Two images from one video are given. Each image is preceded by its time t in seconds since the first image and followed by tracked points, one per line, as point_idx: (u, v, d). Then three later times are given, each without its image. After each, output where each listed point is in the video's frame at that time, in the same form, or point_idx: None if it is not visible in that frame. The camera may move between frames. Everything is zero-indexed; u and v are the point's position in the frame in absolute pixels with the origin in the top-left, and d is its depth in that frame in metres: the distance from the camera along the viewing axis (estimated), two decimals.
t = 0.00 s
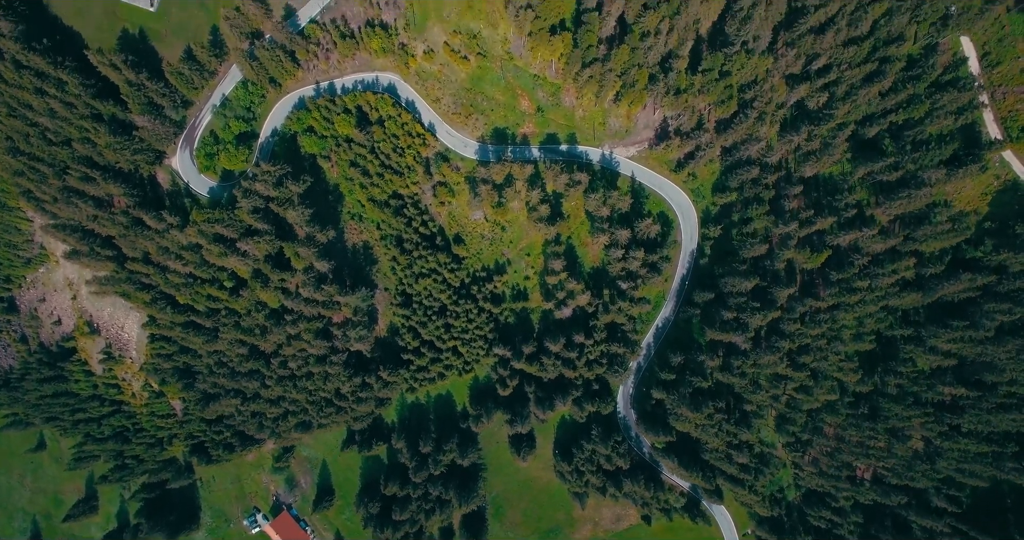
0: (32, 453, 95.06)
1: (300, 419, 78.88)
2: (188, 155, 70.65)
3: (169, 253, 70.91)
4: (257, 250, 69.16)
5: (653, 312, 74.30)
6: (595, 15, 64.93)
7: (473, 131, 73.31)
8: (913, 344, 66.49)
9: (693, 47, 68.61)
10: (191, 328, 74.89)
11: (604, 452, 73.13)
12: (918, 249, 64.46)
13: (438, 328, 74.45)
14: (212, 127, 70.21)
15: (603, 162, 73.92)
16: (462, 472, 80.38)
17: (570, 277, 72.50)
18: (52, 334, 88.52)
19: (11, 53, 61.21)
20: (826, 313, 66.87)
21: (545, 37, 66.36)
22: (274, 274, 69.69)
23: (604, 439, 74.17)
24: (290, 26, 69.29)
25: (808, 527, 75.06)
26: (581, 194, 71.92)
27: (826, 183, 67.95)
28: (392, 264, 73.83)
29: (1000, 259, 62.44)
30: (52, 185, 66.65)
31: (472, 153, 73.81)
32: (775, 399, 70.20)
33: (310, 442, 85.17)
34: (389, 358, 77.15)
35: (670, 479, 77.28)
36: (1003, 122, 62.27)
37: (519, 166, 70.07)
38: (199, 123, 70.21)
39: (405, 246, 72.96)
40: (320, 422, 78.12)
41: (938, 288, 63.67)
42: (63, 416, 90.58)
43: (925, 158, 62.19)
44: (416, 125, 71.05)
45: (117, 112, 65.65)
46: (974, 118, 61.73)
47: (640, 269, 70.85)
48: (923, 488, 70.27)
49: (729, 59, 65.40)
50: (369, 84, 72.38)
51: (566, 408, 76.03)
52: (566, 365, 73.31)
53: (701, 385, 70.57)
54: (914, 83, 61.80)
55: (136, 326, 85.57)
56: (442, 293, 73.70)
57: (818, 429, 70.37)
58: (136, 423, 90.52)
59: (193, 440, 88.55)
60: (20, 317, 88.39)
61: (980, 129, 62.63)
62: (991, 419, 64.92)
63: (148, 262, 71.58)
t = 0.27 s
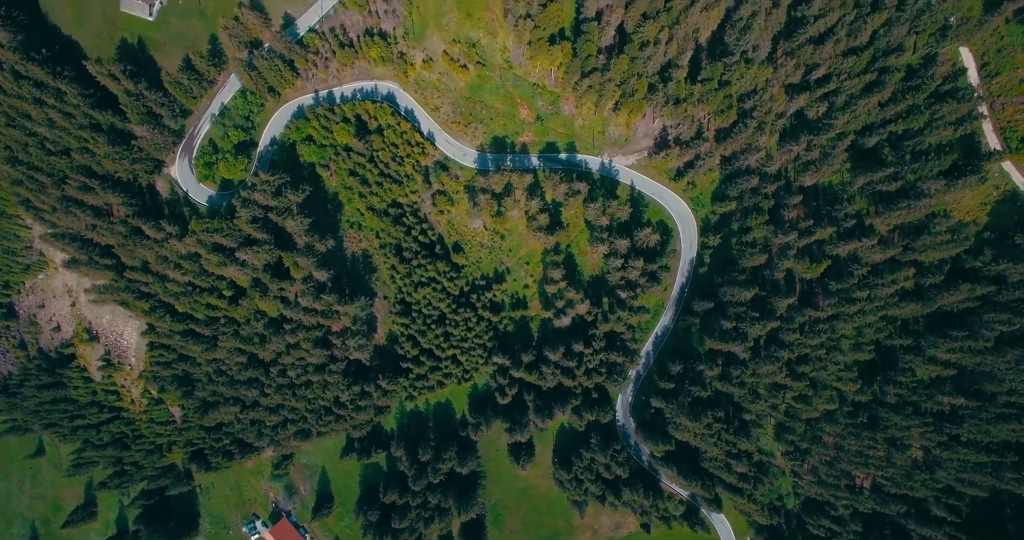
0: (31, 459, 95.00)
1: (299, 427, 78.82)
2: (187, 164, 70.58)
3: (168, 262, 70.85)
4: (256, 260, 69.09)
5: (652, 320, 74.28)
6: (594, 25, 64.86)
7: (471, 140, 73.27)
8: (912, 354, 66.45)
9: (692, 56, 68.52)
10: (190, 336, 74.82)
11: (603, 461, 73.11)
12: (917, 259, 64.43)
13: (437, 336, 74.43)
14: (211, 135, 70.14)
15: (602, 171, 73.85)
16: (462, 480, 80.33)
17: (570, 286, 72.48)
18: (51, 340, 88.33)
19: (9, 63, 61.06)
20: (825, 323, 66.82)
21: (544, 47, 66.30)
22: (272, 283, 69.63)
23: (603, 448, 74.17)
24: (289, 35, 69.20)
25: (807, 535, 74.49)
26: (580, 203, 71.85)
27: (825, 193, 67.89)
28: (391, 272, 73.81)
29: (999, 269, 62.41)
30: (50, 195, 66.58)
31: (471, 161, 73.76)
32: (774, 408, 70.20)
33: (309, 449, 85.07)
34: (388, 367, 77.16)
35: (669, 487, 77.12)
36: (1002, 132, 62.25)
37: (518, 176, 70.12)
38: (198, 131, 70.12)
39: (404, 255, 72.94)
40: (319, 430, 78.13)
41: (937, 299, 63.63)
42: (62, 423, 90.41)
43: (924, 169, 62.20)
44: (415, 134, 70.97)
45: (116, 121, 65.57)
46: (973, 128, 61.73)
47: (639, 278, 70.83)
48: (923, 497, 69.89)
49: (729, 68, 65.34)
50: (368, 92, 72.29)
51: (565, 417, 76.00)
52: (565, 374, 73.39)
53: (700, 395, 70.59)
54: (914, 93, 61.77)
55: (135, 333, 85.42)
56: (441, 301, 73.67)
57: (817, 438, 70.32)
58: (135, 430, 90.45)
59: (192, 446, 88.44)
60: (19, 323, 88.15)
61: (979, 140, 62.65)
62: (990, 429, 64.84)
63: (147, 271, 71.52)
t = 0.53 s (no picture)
0: (31, 464, 94.97)
1: (298, 434, 78.74)
2: (186, 172, 70.53)
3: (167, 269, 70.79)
4: (255, 268, 69.03)
5: (652, 327, 74.33)
6: (594, 33, 64.80)
7: (471, 147, 73.21)
8: (912, 362, 66.42)
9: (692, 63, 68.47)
10: (190, 343, 74.79)
11: (602, 469, 73.07)
12: (916, 267, 64.39)
13: (437, 344, 74.41)
14: (210, 143, 70.10)
15: (602, 178, 73.80)
16: (462, 487, 80.28)
17: (569, 294, 72.45)
18: (51, 345, 88.12)
19: (9, 72, 60.98)
20: (825, 331, 66.78)
21: (544, 55, 66.26)
22: (272, 291, 69.60)
23: (603, 455, 74.14)
24: (288, 43, 69.13)
25: None
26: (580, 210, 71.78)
27: (825, 201, 67.85)
28: (391, 279, 73.82)
29: (999, 278, 62.38)
30: (50, 203, 66.51)
31: (471, 169, 73.71)
32: (774, 416, 70.19)
33: (309, 456, 85.01)
34: (388, 374, 77.17)
35: (669, 493, 76.93)
36: (1002, 141, 62.22)
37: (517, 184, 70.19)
38: (197, 139, 70.06)
39: (404, 262, 72.91)
40: (319, 437, 78.11)
41: (937, 307, 63.56)
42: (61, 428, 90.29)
43: (924, 177, 62.19)
44: (414, 141, 70.95)
45: (115, 130, 65.46)
46: (973, 137, 61.72)
47: (639, 286, 70.81)
48: (923, 505, 69.57)
49: (729, 77, 65.29)
50: (368, 100, 72.25)
51: (565, 424, 75.98)
52: (565, 382, 73.43)
53: (700, 403, 70.55)
54: (913, 102, 61.76)
55: (135, 339, 85.29)
56: (441, 309, 73.64)
57: (817, 446, 70.23)
58: (135, 435, 90.38)
59: (191, 452, 88.37)
60: (18, 328, 87.91)
61: (979, 149, 62.61)
62: (990, 437, 64.74)
63: (147, 278, 71.47)
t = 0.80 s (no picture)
0: (30, 469, 94.94)
1: (298, 442, 78.68)
2: (185, 181, 70.49)
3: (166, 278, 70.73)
4: (254, 277, 68.97)
5: (652, 336, 74.30)
6: (593, 42, 64.72)
7: (470, 156, 73.14)
8: (912, 372, 66.39)
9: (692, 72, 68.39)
10: (189, 351, 74.74)
11: (602, 477, 73.02)
12: (916, 277, 64.34)
13: (437, 352, 74.39)
14: (210, 152, 70.02)
15: (601, 186, 73.71)
16: (461, 495, 80.21)
17: (569, 303, 72.42)
18: (51, 351, 87.96)
19: (8, 82, 60.96)
20: (824, 341, 66.73)
21: (543, 64, 66.18)
22: (271, 300, 69.56)
23: (602, 464, 74.11)
24: (288, 51, 69.06)
25: None
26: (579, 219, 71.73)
27: (825, 210, 67.79)
28: (390, 288, 73.74)
29: (999, 288, 62.33)
30: (49, 212, 66.47)
31: (470, 177, 73.65)
32: (773, 425, 70.17)
33: (308, 463, 84.88)
34: (387, 382, 77.19)
35: (668, 502, 76.79)
36: (1002, 151, 62.20)
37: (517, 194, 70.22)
38: (196, 148, 70.00)
39: (403, 271, 72.86)
40: (319, 445, 78.11)
41: (937, 317, 63.50)
42: (61, 434, 90.17)
43: (924, 188, 62.15)
44: (413, 150, 70.88)
45: (114, 139, 65.42)
46: (972, 148, 61.69)
47: (638, 295, 70.78)
48: (923, 515, 69.45)
49: (729, 86, 65.21)
50: (367, 108, 72.14)
51: (564, 433, 75.95)
52: (565, 390, 73.46)
53: (700, 412, 70.48)
54: (913, 112, 61.74)
55: (134, 346, 85.10)
56: (441, 317, 73.61)
57: (816, 455, 70.10)
58: (135, 442, 90.30)
59: (191, 459, 88.34)
60: (18, 333, 87.68)
61: (979, 159, 62.57)
62: (990, 447, 64.66)
63: (146, 287, 71.42)
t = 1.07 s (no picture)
0: (30, 475, 94.91)
1: (298, 450, 78.63)
2: (185, 189, 70.46)
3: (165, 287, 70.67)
4: (253, 287, 68.92)
5: (651, 344, 74.31)
6: (593, 52, 64.63)
7: (470, 165, 73.08)
8: (911, 381, 66.37)
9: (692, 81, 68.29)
10: (188, 360, 74.62)
11: (601, 486, 73.00)
12: (916, 287, 64.29)
13: (436, 361, 74.40)
14: (209, 161, 69.96)
15: (601, 195, 73.64)
16: (461, 503, 80.07)
17: (568, 311, 72.40)
18: (50, 357, 87.74)
19: (7, 92, 60.90)
20: (824, 351, 66.70)
21: (543, 74, 66.05)
22: (270, 309, 69.51)
23: (602, 472, 74.09)
24: (287, 60, 68.94)
25: None
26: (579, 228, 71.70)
27: (825, 219, 67.71)
28: (389, 296, 73.70)
29: (998, 298, 62.30)
30: (48, 222, 66.44)
31: (470, 186, 73.59)
32: (773, 434, 70.17)
33: (308, 470, 84.71)
34: (387, 390, 77.22)
35: (668, 510, 76.53)
36: (1001, 161, 62.17)
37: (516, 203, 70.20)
38: (195, 156, 69.93)
39: (402, 279, 72.82)
40: (318, 453, 78.08)
41: (936, 327, 63.45)
42: (60, 441, 89.97)
43: (923, 198, 62.10)
44: (413, 159, 70.83)
45: (113, 149, 65.36)
46: (972, 158, 61.65)
47: (638, 304, 70.75)
48: (923, 524, 69.21)
49: (728, 96, 65.11)
50: (366, 116, 72.04)
51: (564, 441, 75.93)
52: (564, 399, 73.50)
53: (699, 421, 70.43)
54: (913, 123, 61.66)
55: (134, 354, 84.52)
56: (440, 326, 73.58)
57: (816, 464, 69.97)
58: (134, 448, 90.19)
59: (191, 466, 88.30)
60: (17, 339, 87.39)
61: (979, 169, 62.51)
62: (990, 457, 64.59)
63: (145, 296, 71.37)
